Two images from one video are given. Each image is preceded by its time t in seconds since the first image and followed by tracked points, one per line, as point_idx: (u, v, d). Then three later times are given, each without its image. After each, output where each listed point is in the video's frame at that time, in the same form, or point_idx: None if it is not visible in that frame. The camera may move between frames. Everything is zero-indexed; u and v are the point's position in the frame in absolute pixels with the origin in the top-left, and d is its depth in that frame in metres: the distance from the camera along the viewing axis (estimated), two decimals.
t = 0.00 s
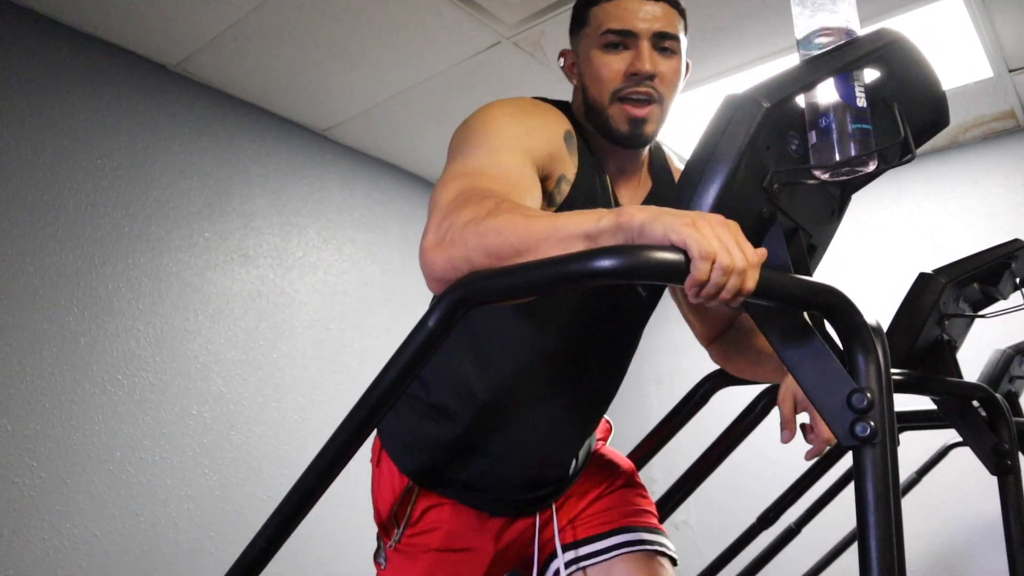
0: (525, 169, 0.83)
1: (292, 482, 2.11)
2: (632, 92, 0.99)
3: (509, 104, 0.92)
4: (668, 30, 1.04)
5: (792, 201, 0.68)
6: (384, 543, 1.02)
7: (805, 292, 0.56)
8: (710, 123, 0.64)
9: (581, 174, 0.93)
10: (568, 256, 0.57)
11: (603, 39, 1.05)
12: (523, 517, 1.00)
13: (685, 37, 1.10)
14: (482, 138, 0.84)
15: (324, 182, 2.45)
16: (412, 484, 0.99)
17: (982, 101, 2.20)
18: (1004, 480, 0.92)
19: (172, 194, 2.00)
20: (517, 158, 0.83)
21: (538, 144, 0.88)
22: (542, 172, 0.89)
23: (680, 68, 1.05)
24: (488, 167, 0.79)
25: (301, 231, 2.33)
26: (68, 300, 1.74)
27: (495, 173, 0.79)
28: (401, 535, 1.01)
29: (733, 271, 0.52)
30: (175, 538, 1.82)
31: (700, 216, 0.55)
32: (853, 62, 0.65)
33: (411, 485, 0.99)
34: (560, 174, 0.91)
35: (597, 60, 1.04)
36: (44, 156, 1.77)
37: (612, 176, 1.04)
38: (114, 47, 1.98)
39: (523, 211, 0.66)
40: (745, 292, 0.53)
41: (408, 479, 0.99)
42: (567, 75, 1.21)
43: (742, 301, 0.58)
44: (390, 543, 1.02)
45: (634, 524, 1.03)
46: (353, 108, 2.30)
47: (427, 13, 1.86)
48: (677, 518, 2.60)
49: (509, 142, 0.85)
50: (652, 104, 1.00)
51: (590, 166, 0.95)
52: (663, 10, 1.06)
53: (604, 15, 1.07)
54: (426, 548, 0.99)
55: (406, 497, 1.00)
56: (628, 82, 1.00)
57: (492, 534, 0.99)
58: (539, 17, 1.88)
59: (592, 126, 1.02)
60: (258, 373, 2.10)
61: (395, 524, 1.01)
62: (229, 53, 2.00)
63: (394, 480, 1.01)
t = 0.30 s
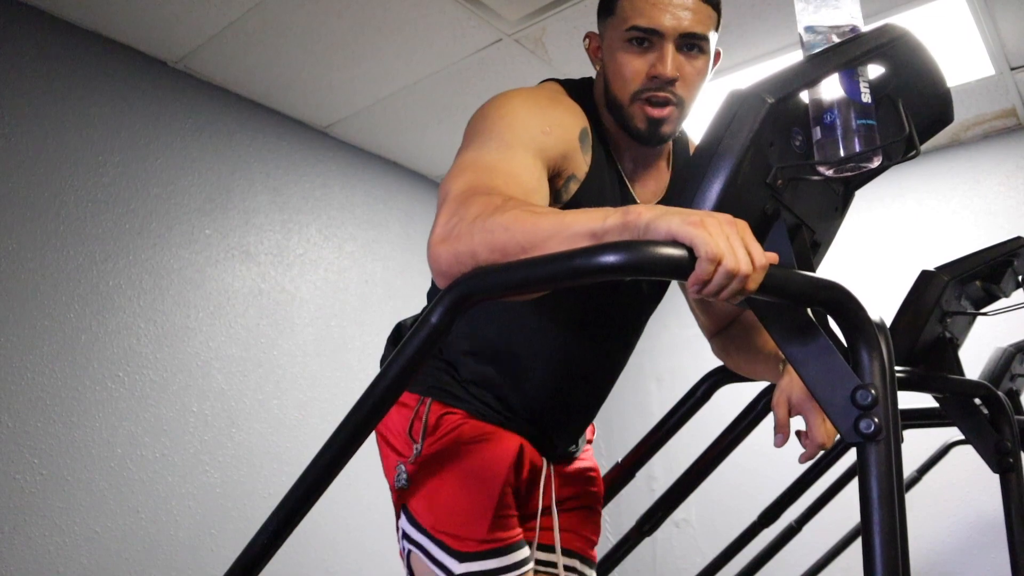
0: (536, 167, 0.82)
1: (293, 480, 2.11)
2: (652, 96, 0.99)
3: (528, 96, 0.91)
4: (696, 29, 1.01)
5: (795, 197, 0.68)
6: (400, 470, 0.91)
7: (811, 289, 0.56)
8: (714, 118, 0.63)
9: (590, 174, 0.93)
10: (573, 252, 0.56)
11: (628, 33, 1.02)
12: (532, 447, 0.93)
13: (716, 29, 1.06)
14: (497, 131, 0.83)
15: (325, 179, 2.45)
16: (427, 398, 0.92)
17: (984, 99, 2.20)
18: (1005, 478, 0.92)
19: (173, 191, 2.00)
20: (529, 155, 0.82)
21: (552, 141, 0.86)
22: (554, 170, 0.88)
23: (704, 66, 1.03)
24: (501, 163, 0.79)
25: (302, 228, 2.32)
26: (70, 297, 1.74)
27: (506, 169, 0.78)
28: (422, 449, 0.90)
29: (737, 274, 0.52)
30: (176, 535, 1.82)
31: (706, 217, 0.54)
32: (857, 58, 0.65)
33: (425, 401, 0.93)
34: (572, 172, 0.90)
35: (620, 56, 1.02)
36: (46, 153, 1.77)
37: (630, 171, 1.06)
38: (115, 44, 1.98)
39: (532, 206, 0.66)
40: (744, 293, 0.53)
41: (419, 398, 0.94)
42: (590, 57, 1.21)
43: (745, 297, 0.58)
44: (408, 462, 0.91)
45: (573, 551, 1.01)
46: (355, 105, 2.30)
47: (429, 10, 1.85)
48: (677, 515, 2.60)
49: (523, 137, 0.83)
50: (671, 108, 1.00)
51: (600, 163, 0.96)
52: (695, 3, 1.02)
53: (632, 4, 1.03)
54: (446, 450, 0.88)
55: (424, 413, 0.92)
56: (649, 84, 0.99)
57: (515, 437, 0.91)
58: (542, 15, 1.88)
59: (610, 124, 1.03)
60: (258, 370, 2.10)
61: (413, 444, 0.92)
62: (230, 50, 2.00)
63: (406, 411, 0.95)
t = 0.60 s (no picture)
0: (518, 171, 0.83)
1: (293, 474, 2.12)
2: (620, 93, 0.98)
3: (503, 108, 0.92)
4: (657, 27, 1.03)
5: (798, 194, 0.68)
6: (420, 442, 0.86)
7: (814, 287, 0.56)
8: (719, 115, 0.63)
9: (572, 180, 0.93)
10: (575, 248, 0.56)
11: (590, 37, 1.03)
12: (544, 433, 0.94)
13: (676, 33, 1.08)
14: (475, 139, 0.84)
15: (326, 173, 2.45)
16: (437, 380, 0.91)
17: (987, 97, 2.20)
18: (1005, 476, 0.92)
19: (175, 184, 2.00)
20: (510, 160, 0.83)
21: (529, 147, 0.88)
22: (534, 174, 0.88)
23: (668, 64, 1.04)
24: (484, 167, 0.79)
25: (303, 222, 2.32)
26: (71, 290, 1.73)
27: (492, 172, 0.79)
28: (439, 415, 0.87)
29: (741, 261, 0.52)
30: (176, 528, 1.83)
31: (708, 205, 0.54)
32: (863, 55, 0.65)
33: (437, 380, 0.92)
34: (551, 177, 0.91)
35: (585, 59, 1.02)
36: (47, 145, 1.77)
37: (603, 173, 1.05)
38: (117, 36, 1.97)
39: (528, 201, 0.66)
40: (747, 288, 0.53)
41: (425, 381, 0.93)
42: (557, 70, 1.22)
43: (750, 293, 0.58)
44: (426, 433, 0.87)
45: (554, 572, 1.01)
46: (356, 99, 2.29)
47: (432, 4, 1.85)
48: (676, 511, 2.61)
49: (501, 144, 0.84)
50: (641, 103, 0.99)
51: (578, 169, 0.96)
52: (653, 5, 1.05)
53: (592, 11, 1.05)
54: (467, 411, 0.86)
55: (433, 391, 0.90)
56: (616, 82, 0.99)
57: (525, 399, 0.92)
58: (544, 10, 1.87)
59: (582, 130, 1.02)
60: (259, 364, 2.10)
61: (427, 417, 0.88)
62: (232, 43, 2.00)
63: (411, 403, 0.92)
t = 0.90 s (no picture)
0: (510, 171, 0.82)
1: (294, 472, 2.12)
2: (605, 105, 1.00)
3: (494, 116, 0.92)
4: (634, 39, 1.08)
5: (799, 195, 0.67)
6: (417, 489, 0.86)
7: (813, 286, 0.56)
8: (719, 115, 0.63)
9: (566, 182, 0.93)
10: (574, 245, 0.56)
11: (570, 53, 1.07)
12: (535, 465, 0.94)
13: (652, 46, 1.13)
14: (466, 143, 0.84)
15: (329, 172, 2.45)
16: (433, 416, 0.90)
17: (990, 97, 2.20)
18: (1006, 476, 0.92)
19: (177, 182, 2.00)
20: (500, 160, 0.83)
21: (520, 149, 0.87)
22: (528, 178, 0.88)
23: (648, 74, 1.08)
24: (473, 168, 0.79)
25: (304, 220, 2.32)
26: (72, 286, 1.74)
27: (485, 173, 0.78)
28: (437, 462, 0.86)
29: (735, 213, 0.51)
30: (177, 525, 1.83)
31: (663, 162, 0.53)
32: (867, 55, 0.65)
33: (439, 417, 0.89)
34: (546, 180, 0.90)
35: (567, 75, 1.05)
36: (49, 142, 1.77)
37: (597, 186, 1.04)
38: (120, 34, 1.97)
39: (515, 190, 0.65)
40: (733, 237, 0.50)
41: (429, 415, 0.90)
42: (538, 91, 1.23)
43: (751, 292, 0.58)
44: (423, 481, 0.86)
45: None
46: (359, 97, 2.29)
47: (434, 2, 1.85)
48: (676, 511, 2.61)
49: (490, 146, 0.84)
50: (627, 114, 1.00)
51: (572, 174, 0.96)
52: (628, 20, 1.10)
53: (570, 30, 1.09)
54: (465, 459, 0.84)
55: (434, 427, 0.89)
56: (600, 94, 1.01)
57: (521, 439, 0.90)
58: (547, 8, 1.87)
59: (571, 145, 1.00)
60: (260, 361, 2.10)
61: (425, 461, 0.87)
62: (235, 41, 2.00)
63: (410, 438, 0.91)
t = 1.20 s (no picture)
0: (524, 146, 0.82)
1: (293, 461, 2.12)
2: (635, 77, 0.99)
3: (504, 79, 0.90)
4: (684, 12, 1.02)
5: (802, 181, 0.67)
6: (372, 462, 0.95)
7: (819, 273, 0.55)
8: (724, 99, 0.63)
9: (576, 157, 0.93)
10: (577, 231, 0.55)
11: (613, 15, 1.01)
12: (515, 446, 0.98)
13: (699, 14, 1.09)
14: (477, 113, 0.83)
15: (328, 160, 2.44)
16: (402, 390, 0.95)
17: (993, 88, 2.18)
18: (1006, 467, 0.91)
19: (176, 170, 1.99)
20: (514, 133, 0.82)
21: (535, 120, 0.87)
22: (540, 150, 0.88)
23: (687, 52, 1.04)
24: (488, 141, 0.78)
25: (304, 209, 2.31)
26: (71, 274, 1.73)
27: (496, 148, 0.77)
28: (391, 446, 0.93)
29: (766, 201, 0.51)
30: (176, 514, 1.83)
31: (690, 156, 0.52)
32: (870, 41, 0.64)
33: (403, 394, 0.95)
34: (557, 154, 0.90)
35: (604, 38, 1.01)
36: (47, 129, 1.76)
37: (608, 152, 1.07)
38: (118, 20, 1.96)
39: (519, 178, 0.64)
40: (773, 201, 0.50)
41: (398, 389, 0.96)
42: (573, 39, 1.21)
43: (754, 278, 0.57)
44: (379, 457, 0.94)
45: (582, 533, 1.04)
46: (358, 85, 2.28)
47: None
48: (675, 501, 2.61)
49: (506, 117, 0.83)
50: (652, 91, 1.01)
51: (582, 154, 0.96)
52: None
53: None
54: (414, 451, 0.91)
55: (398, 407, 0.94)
56: (633, 66, 0.99)
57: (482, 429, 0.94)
58: None
59: (593, 107, 1.03)
60: (259, 350, 2.09)
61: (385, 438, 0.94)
62: (233, 28, 1.99)
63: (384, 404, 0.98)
